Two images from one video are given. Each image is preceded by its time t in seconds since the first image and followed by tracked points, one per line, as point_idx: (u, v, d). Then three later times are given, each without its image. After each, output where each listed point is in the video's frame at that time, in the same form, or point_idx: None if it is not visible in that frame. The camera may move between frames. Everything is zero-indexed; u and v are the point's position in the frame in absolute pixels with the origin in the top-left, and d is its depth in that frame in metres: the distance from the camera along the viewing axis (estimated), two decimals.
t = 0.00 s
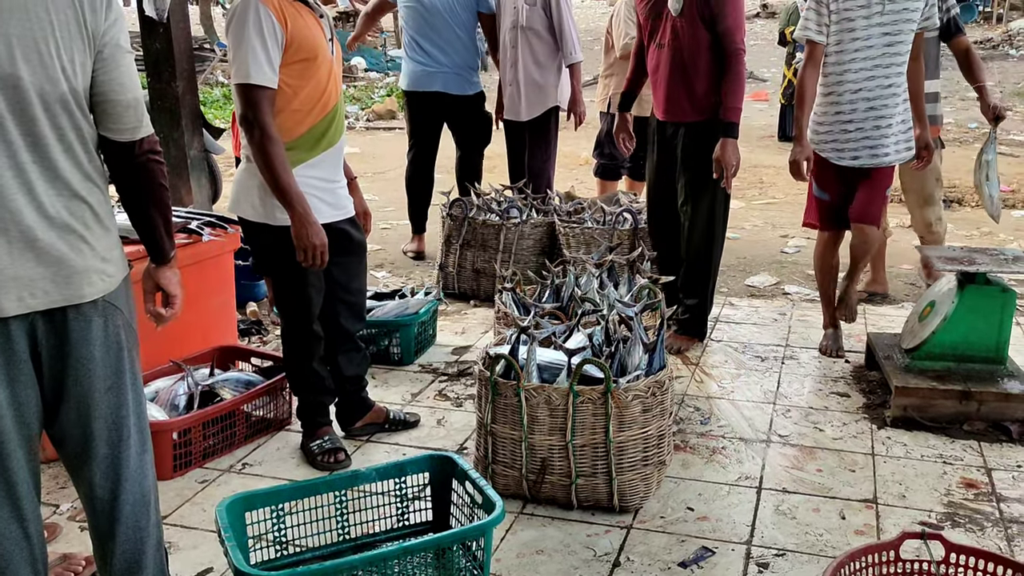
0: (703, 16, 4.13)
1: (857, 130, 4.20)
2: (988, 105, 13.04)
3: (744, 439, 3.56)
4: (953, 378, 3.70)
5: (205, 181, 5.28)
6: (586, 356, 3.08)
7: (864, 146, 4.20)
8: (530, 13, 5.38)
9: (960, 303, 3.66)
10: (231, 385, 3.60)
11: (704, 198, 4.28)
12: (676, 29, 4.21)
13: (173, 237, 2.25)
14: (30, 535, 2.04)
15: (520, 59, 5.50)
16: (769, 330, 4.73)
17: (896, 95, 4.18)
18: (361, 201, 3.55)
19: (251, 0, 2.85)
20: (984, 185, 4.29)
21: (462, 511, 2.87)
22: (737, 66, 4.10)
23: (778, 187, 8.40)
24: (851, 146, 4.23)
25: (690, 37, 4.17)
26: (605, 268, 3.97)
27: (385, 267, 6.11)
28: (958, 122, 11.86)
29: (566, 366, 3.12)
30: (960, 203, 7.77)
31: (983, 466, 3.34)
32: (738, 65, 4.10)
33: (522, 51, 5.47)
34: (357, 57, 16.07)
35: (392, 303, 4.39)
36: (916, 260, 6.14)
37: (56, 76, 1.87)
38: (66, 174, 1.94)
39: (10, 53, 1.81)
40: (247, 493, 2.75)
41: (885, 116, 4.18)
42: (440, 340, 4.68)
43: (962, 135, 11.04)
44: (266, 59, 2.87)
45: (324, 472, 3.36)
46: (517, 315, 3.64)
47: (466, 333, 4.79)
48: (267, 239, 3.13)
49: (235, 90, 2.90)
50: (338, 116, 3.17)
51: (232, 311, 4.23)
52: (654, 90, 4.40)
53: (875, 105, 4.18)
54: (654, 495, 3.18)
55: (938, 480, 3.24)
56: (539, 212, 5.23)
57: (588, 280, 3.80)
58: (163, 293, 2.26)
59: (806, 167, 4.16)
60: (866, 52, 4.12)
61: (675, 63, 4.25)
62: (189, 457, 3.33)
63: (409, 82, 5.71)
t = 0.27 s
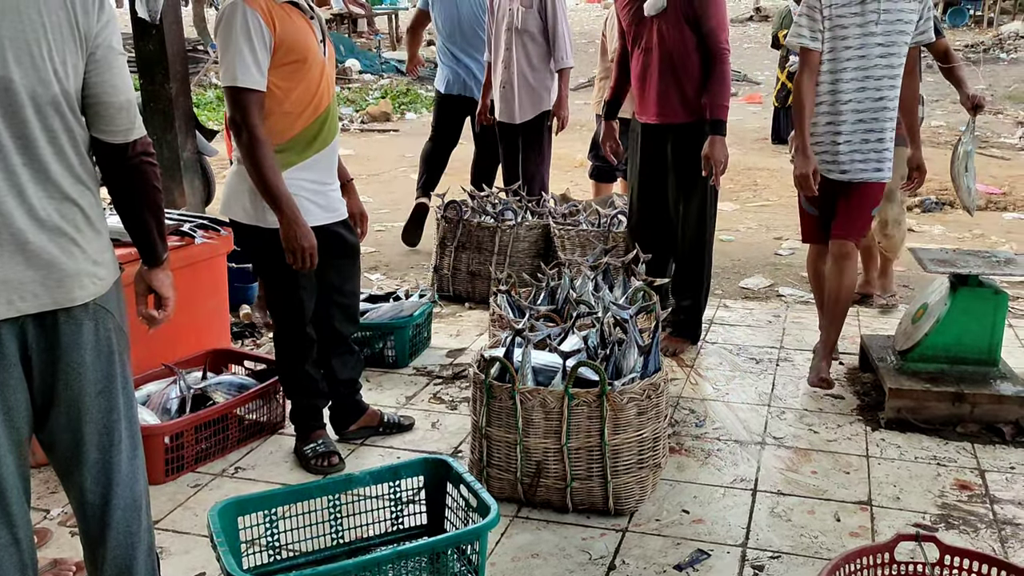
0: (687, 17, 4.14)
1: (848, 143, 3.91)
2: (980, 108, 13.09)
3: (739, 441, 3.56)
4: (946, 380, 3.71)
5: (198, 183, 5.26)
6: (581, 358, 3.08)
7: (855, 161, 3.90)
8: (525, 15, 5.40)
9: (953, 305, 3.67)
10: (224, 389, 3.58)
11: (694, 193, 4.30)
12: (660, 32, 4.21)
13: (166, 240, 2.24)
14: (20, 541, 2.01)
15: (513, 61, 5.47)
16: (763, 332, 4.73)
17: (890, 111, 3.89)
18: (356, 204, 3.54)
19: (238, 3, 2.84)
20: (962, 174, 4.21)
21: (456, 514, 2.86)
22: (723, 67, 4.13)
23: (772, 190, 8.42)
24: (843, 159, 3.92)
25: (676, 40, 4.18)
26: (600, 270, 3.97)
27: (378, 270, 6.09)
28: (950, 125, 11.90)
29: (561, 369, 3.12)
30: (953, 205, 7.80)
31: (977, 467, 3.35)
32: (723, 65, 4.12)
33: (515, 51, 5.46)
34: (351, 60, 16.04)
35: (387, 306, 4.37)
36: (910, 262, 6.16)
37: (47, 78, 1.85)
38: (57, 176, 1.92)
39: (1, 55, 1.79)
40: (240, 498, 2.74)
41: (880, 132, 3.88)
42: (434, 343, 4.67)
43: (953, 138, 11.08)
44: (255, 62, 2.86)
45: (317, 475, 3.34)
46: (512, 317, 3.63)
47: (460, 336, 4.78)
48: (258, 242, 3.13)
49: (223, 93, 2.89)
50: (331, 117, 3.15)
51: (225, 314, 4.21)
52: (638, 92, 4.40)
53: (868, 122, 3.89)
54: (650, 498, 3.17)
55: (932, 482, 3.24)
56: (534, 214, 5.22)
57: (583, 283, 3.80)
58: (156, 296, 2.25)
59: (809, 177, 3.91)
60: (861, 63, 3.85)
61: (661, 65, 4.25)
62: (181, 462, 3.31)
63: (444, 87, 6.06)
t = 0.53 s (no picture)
0: (664, 19, 4.18)
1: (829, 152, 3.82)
2: (969, 111, 13.15)
3: (730, 445, 3.56)
4: (937, 383, 3.72)
5: (189, 187, 5.24)
6: (573, 362, 3.08)
7: (838, 172, 3.80)
8: (517, 20, 5.39)
9: (943, 308, 3.67)
10: (215, 393, 3.57)
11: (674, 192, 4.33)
12: (637, 35, 4.23)
13: (157, 244, 2.23)
14: (10, 547, 2.00)
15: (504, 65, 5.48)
16: (755, 335, 4.74)
17: (881, 119, 3.77)
18: (351, 207, 3.53)
19: (221, 9, 2.84)
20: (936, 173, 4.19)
21: (448, 519, 2.86)
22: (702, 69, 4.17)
23: (763, 193, 8.43)
24: (826, 168, 3.83)
25: (653, 42, 4.20)
26: (591, 273, 3.97)
27: (370, 273, 6.09)
28: (940, 128, 11.96)
29: (553, 373, 3.12)
30: (943, 208, 7.83)
31: (967, 470, 3.36)
32: (703, 65, 4.16)
33: (507, 56, 5.47)
34: (343, 63, 16.02)
35: (379, 310, 4.37)
36: (900, 264, 6.18)
37: (37, 82, 1.85)
38: (46, 181, 1.92)
39: None
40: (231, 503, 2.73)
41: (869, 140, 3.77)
42: (426, 346, 4.66)
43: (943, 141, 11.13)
44: (238, 68, 2.85)
45: (309, 480, 3.33)
46: (504, 321, 3.63)
47: (452, 340, 4.78)
48: (245, 248, 3.12)
49: (208, 99, 2.88)
50: (320, 121, 3.14)
51: (217, 318, 4.20)
52: (616, 97, 4.41)
53: (859, 128, 3.77)
54: (642, 501, 3.17)
55: (923, 484, 3.25)
56: (526, 217, 5.22)
57: (575, 286, 3.80)
58: (146, 300, 2.24)
59: (782, 189, 3.84)
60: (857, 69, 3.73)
61: (638, 68, 4.27)
62: (172, 467, 3.30)
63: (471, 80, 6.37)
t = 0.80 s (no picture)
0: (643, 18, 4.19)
1: (830, 158, 3.59)
2: (959, 113, 13.21)
3: (721, 446, 3.57)
4: (926, 384, 3.74)
5: (179, 189, 5.23)
6: (563, 364, 3.08)
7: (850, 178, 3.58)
8: (511, 24, 5.43)
9: (933, 310, 3.68)
10: (206, 396, 3.56)
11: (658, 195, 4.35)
12: (617, 35, 4.25)
13: (147, 247, 2.23)
14: None
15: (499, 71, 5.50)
16: (746, 337, 4.75)
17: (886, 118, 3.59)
18: (346, 210, 3.53)
19: (200, 12, 2.84)
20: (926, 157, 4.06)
21: (439, 521, 2.86)
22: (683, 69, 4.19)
23: (754, 195, 8.45)
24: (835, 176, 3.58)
25: (634, 43, 4.21)
26: (582, 275, 3.97)
27: (361, 276, 6.08)
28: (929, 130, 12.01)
29: (543, 375, 3.12)
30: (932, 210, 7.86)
31: (957, 471, 3.37)
32: (684, 62, 4.18)
33: (501, 61, 5.50)
34: (334, 65, 15.99)
35: (370, 312, 4.36)
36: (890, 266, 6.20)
37: (25, 84, 1.84)
38: (35, 183, 1.91)
39: None
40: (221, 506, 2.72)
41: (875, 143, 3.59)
42: (418, 349, 4.66)
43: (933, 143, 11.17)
44: (216, 72, 2.85)
45: (300, 482, 3.33)
46: (495, 323, 3.64)
47: (443, 342, 4.77)
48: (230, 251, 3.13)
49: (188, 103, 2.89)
50: (306, 125, 3.12)
51: (207, 320, 4.19)
52: (598, 98, 4.41)
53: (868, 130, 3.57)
54: (632, 503, 3.18)
55: (912, 485, 3.26)
56: (517, 219, 5.22)
57: (565, 289, 3.80)
58: (136, 302, 2.23)
59: (779, 196, 3.57)
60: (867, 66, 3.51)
61: (620, 68, 4.28)
62: (162, 470, 3.29)
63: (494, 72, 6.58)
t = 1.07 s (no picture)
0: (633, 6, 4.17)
1: (868, 165, 3.24)
2: (959, 105, 13.18)
3: (719, 437, 3.57)
4: (925, 376, 3.74)
5: (178, 179, 5.22)
6: (562, 355, 3.08)
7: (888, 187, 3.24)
8: (516, 15, 5.43)
9: (932, 302, 3.68)
10: (204, 386, 3.56)
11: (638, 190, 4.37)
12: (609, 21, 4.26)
13: (144, 236, 2.22)
14: None
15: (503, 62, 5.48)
16: (744, 328, 4.75)
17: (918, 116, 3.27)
18: (354, 202, 3.51)
19: None
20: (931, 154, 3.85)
21: (438, 511, 2.86)
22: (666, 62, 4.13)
23: (753, 187, 8.44)
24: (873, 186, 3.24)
25: (622, 34, 4.22)
26: (581, 266, 3.97)
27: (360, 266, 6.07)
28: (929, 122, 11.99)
29: (542, 365, 3.12)
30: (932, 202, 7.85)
31: (954, 462, 3.38)
32: (669, 55, 4.12)
33: (505, 51, 5.49)
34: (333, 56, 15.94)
35: (368, 302, 4.36)
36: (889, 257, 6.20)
37: (22, 72, 1.83)
38: (32, 172, 1.90)
39: None
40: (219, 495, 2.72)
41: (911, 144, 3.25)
42: (416, 339, 4.66)
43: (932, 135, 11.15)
44: (207, 60, 2.85)
45: (298, 472, 3.33)
46: (494, 314, 3.63)
47: (442, 333, 4.77)
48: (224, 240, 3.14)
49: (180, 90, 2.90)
50: (302, 115, 3.10)
51: (205, 310, 4.18)
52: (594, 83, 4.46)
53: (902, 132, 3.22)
54: (630, 493, 3.18)
55: (910, 476, 3.27)
56: (516, 210, 5.21)
57: (564, 280, 3.80)
58: (132, 291, 2.22)
59: (819, 216, 3.18)
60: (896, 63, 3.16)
61: (611, 55, 4.30)
62: (160, 459, 3.29)
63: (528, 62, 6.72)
